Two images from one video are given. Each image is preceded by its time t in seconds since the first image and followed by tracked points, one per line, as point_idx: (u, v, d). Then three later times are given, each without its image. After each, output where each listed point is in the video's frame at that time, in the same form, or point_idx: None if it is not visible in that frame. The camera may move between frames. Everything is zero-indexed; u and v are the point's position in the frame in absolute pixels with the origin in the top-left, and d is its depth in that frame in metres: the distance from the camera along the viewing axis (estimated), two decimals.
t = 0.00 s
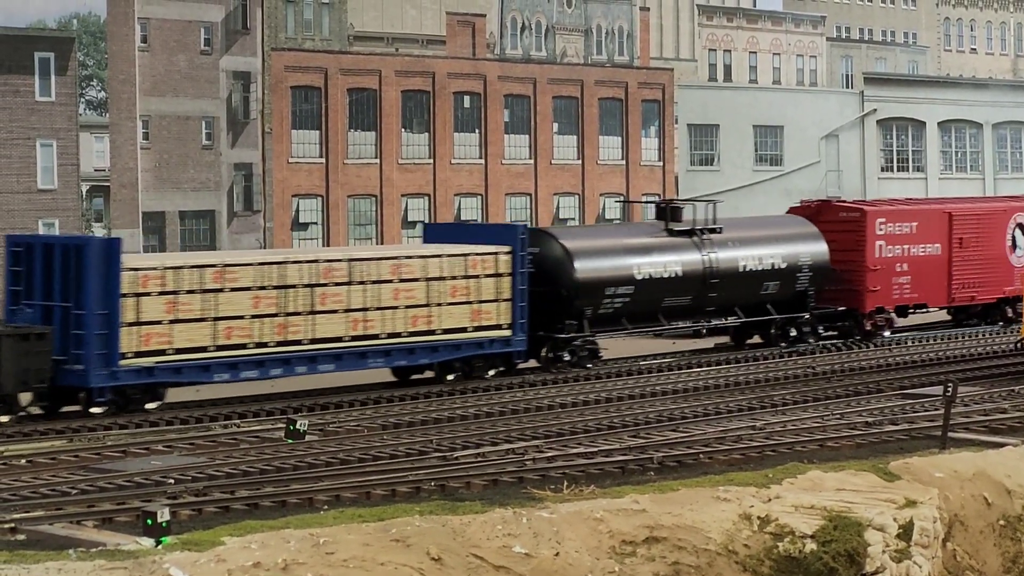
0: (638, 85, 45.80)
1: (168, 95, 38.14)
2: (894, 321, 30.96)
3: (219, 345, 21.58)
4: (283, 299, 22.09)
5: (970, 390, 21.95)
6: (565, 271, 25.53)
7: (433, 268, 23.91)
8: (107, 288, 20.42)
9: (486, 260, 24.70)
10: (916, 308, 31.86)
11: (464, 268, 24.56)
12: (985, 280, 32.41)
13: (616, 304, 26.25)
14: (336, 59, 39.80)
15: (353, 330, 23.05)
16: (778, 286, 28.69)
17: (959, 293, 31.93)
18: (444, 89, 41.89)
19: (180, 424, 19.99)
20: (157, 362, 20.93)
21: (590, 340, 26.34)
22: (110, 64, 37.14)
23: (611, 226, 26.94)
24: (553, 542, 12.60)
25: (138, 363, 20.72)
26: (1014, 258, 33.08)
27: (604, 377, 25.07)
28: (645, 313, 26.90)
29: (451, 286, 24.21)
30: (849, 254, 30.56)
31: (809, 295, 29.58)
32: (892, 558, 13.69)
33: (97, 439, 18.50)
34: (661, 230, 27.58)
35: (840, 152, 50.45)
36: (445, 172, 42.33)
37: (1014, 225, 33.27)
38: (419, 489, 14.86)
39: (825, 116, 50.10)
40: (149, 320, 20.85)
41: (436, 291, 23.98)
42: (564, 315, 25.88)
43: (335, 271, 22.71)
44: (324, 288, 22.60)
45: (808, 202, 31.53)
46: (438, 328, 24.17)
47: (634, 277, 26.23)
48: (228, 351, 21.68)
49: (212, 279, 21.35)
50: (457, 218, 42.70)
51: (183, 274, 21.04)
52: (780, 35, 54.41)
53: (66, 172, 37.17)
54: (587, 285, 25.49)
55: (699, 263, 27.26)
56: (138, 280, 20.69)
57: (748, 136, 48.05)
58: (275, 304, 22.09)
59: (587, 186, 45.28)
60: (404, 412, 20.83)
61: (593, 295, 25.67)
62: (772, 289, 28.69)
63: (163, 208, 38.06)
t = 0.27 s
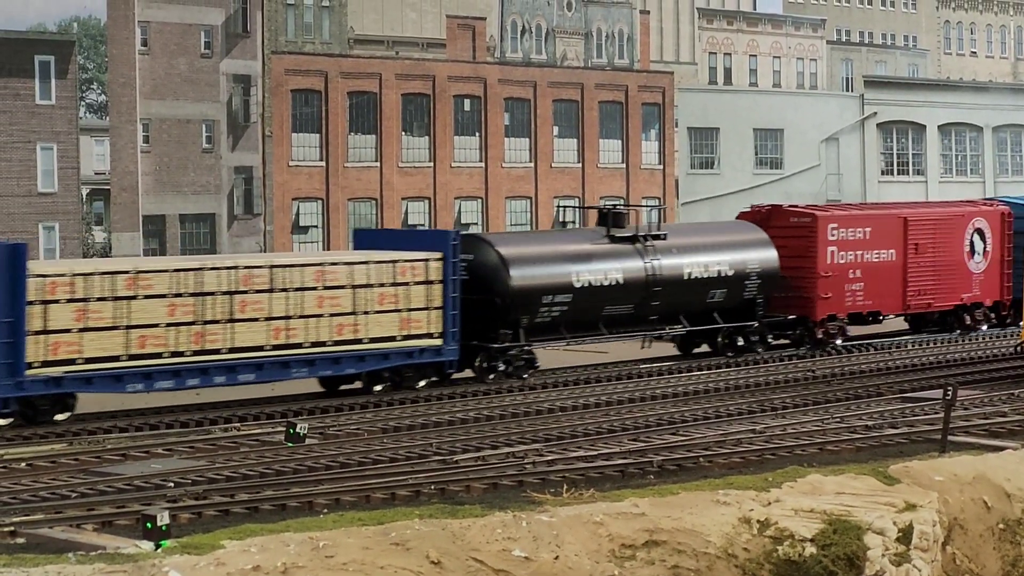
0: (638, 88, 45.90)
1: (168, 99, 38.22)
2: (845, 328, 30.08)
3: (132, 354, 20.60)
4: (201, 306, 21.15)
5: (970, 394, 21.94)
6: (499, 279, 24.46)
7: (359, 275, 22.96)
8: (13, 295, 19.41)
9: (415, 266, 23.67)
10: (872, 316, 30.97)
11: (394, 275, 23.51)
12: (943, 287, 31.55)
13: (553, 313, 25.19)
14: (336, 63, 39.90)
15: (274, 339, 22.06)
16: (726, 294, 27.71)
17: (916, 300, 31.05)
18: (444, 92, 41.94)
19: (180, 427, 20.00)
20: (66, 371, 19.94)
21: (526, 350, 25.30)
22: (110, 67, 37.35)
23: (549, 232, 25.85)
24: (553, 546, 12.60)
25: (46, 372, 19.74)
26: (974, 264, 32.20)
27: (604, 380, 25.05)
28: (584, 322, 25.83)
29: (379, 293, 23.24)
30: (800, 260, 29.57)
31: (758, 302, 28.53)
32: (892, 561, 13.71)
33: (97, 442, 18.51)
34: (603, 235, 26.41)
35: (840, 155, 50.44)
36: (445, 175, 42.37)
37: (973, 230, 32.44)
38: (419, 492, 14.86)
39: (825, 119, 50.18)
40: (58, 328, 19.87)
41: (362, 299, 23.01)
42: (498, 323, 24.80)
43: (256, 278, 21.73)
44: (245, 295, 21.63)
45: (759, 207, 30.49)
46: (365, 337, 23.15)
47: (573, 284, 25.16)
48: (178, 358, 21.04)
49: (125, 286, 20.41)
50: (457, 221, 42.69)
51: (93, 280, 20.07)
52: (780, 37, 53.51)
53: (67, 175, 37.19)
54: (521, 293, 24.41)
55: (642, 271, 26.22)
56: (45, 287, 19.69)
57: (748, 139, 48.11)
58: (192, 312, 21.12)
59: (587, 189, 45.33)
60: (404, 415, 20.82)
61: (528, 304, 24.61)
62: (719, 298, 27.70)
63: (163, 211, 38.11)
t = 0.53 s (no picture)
0: (639, 91, 45.84)
1: (169, 101, 38.26)
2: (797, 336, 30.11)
3: (42, 364, 20.34)
4: (113, 313, 20.92)
5: (970, 396, 21.96)
6: (431, 286, 24.31)
7: (282, 281, 22.65)
8: None
9: (342, 273, 23.46)
10: (824, 321, 30.74)
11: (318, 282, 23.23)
12: (897, 292, 31.27)
13: (488, 320, 25.06)
14: (337, 66, 39.90)
15: (192, 347, 21.80)
16: (667, 301, 27.62)
17: (869, 306, 30.80)
18: (445, 94, 41.98)
19: (180, 430, 20.02)
20: None
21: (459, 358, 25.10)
22: (110, 70, 37.39)
23: (485, 239, 25.80)
24: (553, 549, 12.61)
25: None
26: (931, 270, 31.87)
27: (604, 383, 25.06)
28: (520, 329, 25.65)
29: (303, 300, 22.94)
30: (746, 266, 29.42)
31: (704, 309, 28.51)
32: (892, 564, 13.57)
33: (98, 445, 18.53)
34: (541, 242, 26.50)
35: (840, 158, 50.40)
36: (446, 178, 42.35)
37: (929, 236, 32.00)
38: (420, 495, 14.87)
39: (826, 122, 50.24)
40: None
41: (286, 305, 22.71)
42: (431, 331, 24.62)
43: (173, 284, 21.53)
44: (160, 302, 21.41)
45: (705, 212, 30.34)
46: (288, 346, 22.85)
47: (508, 291, 25.04)
48: (110, 365, 20.99)
49: (32, 294, 20.22)
50: (458, 224, 42.66)
51: None
52: (781, 40, 51.21)
53: (68, 178, 37.21)
54: (455, 299, 24.28)
55: (579, 277, 26.13)
56: None
57: (749, 142, 48.06)
58: (105, 319, 20.89)
59: (588, 192, 45.34)
60: (405, 418, 20.85)
61: (461, 312, 24.46)
62: (661, 304, 27.59)
63: (164, 214, 38.15)
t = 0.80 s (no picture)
0: (639, 93, 45.97)
1: (170, 103, 38.31)
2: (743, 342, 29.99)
3: None
4: (22, 320, 20.80)
5: (971, 398, 21.95)
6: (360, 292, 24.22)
7: (201, 288, 22.60)
8: None
9: (265, 279, 23.36)
10: (775, 327, 30.94)
11: (241, 288, 23.12)
12: (848, 297, 31.45)
13: (420, 327, 24.98)
14: (337, 67, 40.01)
15: (104, 355, 21.63)
16: (606, 308, 27.51)
17: (822, 312, 31.04)
18: (445, 96, 42.03)
19: (182, 432, 20.03)
20: None
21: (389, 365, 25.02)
22: (111, 71, 37.49)
23: (423, 244, 25.71)
24: (554, 551, 12.60)
25: None
26: (883, 274, 32.12)
27: (605, 384, 25.06)
28: (457, 337, 25.70)
29: (223, 307, 22.84)
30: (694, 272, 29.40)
31: (647, 316, 28.51)
32: (893, 565, 13.55)
33: (99, 446, 18.53)
34: (478, 246, 26.35)
35: (840, 159, 50.46)
36: (446, 179, 42.37)
37: (880, 241, 32.22)
38: (420, 497, 14.87)
39: (826, 124, 50.35)
40: None
41: (204, 313, 22.62)
42: (360, 338, 24.57)
43: (83, 290, 21.40)
44: (70, 309, 21.26)
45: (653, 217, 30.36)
46: (206, 353, 22.75)
47: (441, 298, 24.99)
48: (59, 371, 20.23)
49: None
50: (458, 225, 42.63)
51: None
52: (781, 42, 49.47)
53: (69, 179, 37.24)
54: (387, 306, 24.24)
55: (518, 283, 26.10)
56: None
57: (749, 143, 48.18)
58: (15, 327, 20.79)
59: (589, 193, 45.36)
60: (405, 419, 20.86)
61: (392, 319, 24.42)
62: (601, 311, 27.51)
63: (165, 216, 38.15)
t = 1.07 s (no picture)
0: (639, 94, 45.91)
1: (170, 103, 38.36)
2: (689, 349, 28.67)
3: None
4: None
5: (971, 399, 21.95)
6: (282, 295, 22.79)
7: (114, 292, 20.95)
8: None
9: (182, 283, 21.82)
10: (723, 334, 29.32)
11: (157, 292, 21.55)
12: (801, 303, 29.90)
13: (347, 334, 23.58)
14: (337, 67, 39.96)
15: (9, 363, 19.91)
16: (547, 314, 26.17)
17: (772, 319, 29.45)
18: (446, 97, 41.97)
19: (182, 432, 20.02)
20: None
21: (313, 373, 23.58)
22: (112, 72, 37.49)
23: (346, 248, 24.29)
24: (554, 551, 12.59)
25: None
26: (839, 279, 30.46)
27: (605, 386, 25.04)
28: (380, 345, 24.17)
29: (137, 312, 21.22)
30: (638, 277, 27.95)
31: (588, 322, 27.11)
32: (893, 566, 13.58)
33: (98, 447, 18.53)
34: (410, 250, 24.92)
35: (840, 160, 50.45)
36: (447, 180, 42.36)
37: (838, 243, 30.63)
38: (421, 498, 14.87)
39: (826, 124, 50.31)
40: None
41: (118, 318, 20.96)
42: (281, 345, 23.16)
43: None
44: None
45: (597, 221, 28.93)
46: (121, 361, 21.10)
47: (369, 304, 23.59)
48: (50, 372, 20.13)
49: None
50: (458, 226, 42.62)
51: None
52: (781, 43, 49.68)
53: (69, 180, 37.25)
54: (308, 311, 22.81)
55: (449, 289, 24.68)
56: None
57: (749, 144, 48.11)
58: None
59: (589, 194, 45.38)
60: (405, 420, 20.85)
61: (316, 325, 23.00)
62: (541, 317, 26.16)
63: (165, 216, 38.16)
